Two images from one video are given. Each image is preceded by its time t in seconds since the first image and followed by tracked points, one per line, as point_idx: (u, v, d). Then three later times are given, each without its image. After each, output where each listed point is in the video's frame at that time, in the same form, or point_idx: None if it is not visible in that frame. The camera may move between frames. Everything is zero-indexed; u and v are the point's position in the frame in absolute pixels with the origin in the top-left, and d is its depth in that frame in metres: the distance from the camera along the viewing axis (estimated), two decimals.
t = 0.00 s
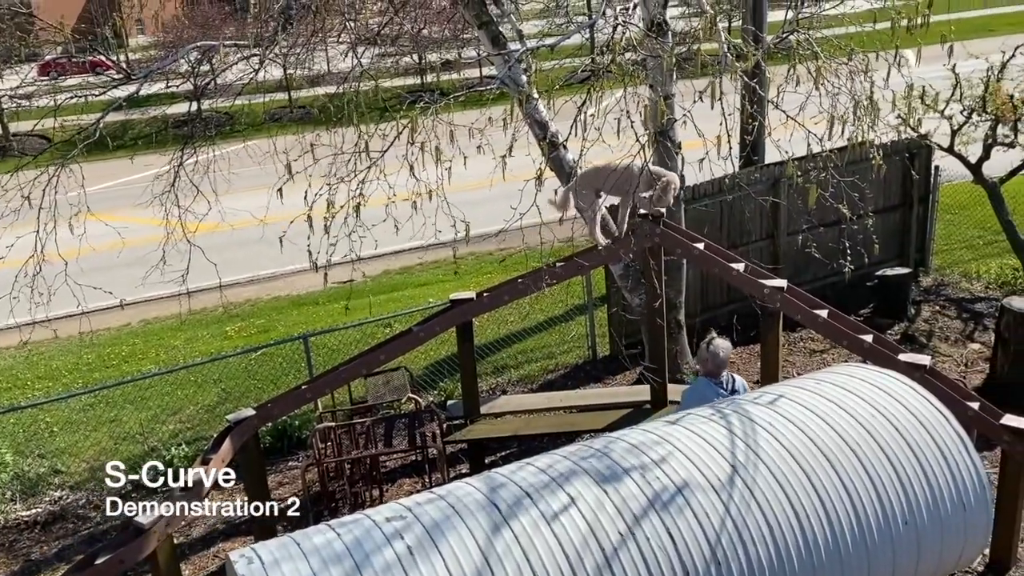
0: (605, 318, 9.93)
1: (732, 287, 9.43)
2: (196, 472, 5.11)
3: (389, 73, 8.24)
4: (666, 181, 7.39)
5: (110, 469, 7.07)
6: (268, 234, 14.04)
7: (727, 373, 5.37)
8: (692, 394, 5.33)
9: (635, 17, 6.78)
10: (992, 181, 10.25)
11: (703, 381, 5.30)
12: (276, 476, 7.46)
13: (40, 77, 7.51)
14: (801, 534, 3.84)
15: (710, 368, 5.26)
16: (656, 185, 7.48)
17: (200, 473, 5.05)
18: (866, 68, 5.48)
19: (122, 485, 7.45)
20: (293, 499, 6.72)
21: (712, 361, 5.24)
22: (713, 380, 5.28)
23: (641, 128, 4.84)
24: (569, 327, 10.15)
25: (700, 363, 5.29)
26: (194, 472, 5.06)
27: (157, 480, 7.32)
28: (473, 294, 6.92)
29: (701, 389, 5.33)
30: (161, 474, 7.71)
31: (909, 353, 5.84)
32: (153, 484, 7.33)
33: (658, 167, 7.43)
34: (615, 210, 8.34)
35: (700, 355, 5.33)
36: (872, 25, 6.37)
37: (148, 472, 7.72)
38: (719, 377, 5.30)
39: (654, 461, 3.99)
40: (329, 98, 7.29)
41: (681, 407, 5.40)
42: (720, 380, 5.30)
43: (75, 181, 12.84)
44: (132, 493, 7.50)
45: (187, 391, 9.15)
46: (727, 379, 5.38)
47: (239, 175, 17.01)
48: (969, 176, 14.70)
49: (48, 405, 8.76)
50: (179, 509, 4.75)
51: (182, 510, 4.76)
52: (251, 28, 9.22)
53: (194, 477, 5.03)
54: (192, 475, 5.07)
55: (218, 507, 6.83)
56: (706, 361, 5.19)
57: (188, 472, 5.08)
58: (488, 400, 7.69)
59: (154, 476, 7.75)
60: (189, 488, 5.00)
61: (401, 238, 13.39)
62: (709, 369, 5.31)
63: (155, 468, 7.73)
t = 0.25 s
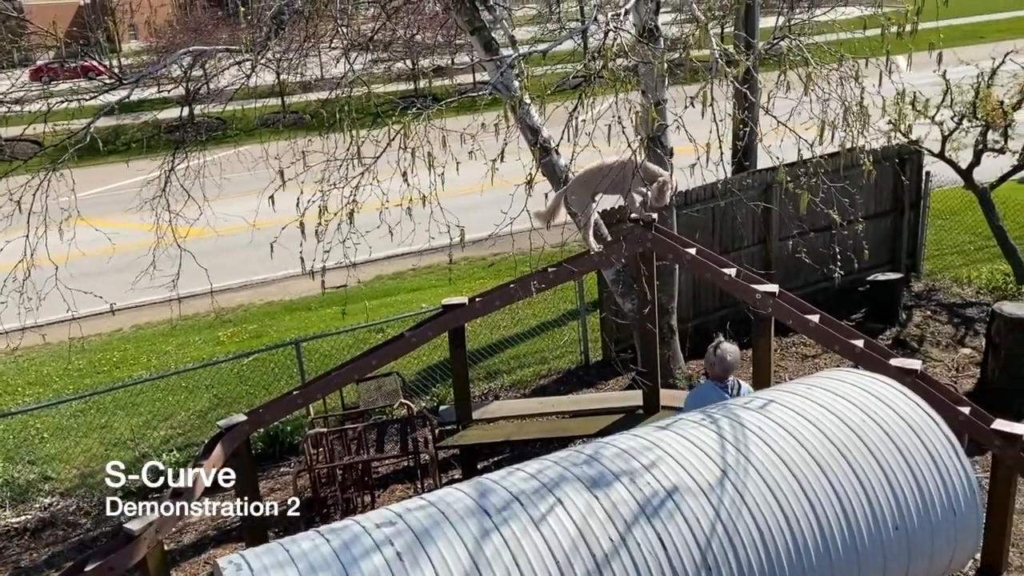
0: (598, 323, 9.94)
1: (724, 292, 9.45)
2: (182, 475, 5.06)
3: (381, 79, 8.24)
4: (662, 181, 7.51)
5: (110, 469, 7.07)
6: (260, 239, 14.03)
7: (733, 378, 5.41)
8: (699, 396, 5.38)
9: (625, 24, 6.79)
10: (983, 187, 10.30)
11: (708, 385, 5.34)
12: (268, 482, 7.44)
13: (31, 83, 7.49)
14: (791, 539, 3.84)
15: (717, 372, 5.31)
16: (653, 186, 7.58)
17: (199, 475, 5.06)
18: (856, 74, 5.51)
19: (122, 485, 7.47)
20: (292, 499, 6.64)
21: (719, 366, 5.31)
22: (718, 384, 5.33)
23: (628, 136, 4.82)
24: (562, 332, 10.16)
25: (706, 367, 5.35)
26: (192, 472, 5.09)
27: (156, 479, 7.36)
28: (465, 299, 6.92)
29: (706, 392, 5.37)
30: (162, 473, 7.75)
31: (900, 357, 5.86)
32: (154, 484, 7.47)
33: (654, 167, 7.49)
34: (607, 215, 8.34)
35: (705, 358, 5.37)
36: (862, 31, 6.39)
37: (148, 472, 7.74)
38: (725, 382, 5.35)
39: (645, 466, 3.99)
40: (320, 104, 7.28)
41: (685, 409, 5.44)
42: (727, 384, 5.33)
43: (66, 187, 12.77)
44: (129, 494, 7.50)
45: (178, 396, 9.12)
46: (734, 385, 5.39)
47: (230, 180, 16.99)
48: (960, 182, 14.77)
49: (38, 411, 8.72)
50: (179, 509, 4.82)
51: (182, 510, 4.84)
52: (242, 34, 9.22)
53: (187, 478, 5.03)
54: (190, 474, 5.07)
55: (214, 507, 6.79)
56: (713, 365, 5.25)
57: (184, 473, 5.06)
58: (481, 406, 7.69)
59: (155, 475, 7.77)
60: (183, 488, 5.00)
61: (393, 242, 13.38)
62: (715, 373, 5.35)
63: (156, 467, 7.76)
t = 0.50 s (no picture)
0: (591, 327, 9.94)
1: (717, 296, 9.46)
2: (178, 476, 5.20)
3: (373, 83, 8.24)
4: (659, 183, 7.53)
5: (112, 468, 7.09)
6: (253, 244, 14.01)
7: (738, 382, 5.43)
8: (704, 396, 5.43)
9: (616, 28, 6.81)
10: (974, 191, 10.34)
11: (714, 389, 5.37)
12: (260, 487, 7.42)
13: (22, 87, 7.48)
14: (781, 542, 3.84)
15: (722, 375, 5.31)
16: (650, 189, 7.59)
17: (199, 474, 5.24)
18: (846, 79, 5.53)
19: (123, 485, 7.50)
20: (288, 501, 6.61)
21: (726, 368, 5.29)
22: (724, 388, 5.35)
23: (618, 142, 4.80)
24: (554, 336, 10.16)
25: (712, 368, 5.35)
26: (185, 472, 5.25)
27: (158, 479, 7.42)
28: (458, 303, 6.91)
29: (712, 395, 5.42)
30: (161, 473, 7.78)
31: (891, 361, 5.88)
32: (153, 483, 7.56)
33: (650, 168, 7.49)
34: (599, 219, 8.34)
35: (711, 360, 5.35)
36: (852, 37, 6.42)
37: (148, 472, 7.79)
38: (730, 385, 5.36)
39: (635, 470, 3.99)
40: (311, 108, 7.28)
41: (690, 406, 5.50)
42: (730, 387, 5.36)
43: (58, 191, 12.74)
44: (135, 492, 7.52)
45: (170, 401, 9.10)
46: (738, 387, 5.40)
47: (222, 185, 16.96)
48: (951, 186, 14.82)
49: (29, 417, 8.69)
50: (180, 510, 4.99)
51: (181, 510, 5.03)
52: (234, 38, 9.21)
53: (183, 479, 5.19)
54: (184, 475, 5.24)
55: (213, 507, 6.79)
56: (717, 368, 5.24)
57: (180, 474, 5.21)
58: (474, 410, 7.68)
59: (155, 475, 7.81)
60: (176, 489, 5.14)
61: (385, 247, 13.37)
62: (721, 377, 5.36)
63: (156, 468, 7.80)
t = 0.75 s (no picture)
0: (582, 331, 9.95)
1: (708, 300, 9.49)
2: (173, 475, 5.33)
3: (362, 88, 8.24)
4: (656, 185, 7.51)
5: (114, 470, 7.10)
6: (240, 250, 13.99)
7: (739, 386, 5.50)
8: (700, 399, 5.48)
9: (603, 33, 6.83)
10: (962, 194, 10.38)
11: (715, 389, 5.44)
12: (250, 493, 7.40)
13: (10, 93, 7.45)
14: (769, 546, 3.85)
15: (724, 376, 5.39)
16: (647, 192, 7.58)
17: (199, 474, 5.39)
18: (833, 85, 5.57)
19: (123, 485, 7.51)
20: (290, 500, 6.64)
21: (728, 370, 5.38)
22: (724, 388, 5.42)
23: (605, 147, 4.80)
24: (546, 341, 10.16)
25: (714, 370, 5.44)
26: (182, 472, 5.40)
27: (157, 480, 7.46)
28: (448, 308, 6.91)
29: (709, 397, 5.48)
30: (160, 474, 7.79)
31: (881, 364, 5.90)
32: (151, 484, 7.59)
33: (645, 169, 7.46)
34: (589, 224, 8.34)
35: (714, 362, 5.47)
36: (838, 42, 6.45)
37: (147, 472, 7.82)
38: (731, 387, 5.43)
39: (623, 475, 3.99)
40: (300, 113, 7.28)
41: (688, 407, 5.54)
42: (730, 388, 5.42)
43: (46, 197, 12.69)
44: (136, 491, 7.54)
45: (160, 407, 9.07)
46: (739, 391, 5.47)
47: (212, 191, 16.94)
48: (940, 189, 14.89)
49: (17, 424, 8.65)
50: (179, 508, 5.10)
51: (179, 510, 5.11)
52: (222, 43, 9.19)
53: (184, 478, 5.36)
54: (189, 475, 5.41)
55: (205, 512, 6.75)
56: (720, 370, 5.33)
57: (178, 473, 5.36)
58: (465, 415, 7.68)
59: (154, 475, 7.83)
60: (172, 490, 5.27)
61: (372, 252, 13.36)
62: (722, 378, 5.44)
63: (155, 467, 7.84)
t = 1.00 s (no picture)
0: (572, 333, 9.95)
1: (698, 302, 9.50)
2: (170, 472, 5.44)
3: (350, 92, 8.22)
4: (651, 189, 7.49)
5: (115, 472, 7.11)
6: (228, 254, 13.94)
7: (734, 386, 5.54)
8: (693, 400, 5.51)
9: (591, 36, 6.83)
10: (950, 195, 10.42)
11: (710, 389, 5.47)
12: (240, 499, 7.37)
13: None
14: (757, 548, 3.85)
15: (719, 378, 5.44)
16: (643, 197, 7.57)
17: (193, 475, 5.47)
18: (819, 88, 5.59)
19: (124, 484, 7.53)
20: (291, 500, 6.65)
21: (723, 372, 5.43)
22: (719, 390, 5.46)
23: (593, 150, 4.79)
24: (537, 343, 10.15)
25: (709, 371, 5.49)
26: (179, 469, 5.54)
27: (158, 477, 7.50)
28: (438, 312, 6.89)
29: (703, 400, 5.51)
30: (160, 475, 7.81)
31: (870, 365, 5.92)
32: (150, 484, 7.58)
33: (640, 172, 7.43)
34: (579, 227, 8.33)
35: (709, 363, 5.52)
36: (824, 45, 6.48)
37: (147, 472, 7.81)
38: (726, 388, 5.47)
39: (611, 478, 3.99)
40: (288, 118, 7.26)
41: (682, 408, 5.56)
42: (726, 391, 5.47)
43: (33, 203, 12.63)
44: (134, 490, 7.54)
45: (149, 413, 9.03)
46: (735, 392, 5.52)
47: (200, 195, 16.87)
48: (928, 190, 14.96)
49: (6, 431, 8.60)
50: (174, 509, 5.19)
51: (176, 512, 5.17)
52: (210, 47, 9.16)
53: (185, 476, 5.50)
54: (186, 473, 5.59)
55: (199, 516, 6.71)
56: (716, 371, 5.38)
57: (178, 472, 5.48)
58: (455, 419, 7.67)
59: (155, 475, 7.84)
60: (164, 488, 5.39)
61: (360, 256, 13.33)
62: (718, 379, 5.48)
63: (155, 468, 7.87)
